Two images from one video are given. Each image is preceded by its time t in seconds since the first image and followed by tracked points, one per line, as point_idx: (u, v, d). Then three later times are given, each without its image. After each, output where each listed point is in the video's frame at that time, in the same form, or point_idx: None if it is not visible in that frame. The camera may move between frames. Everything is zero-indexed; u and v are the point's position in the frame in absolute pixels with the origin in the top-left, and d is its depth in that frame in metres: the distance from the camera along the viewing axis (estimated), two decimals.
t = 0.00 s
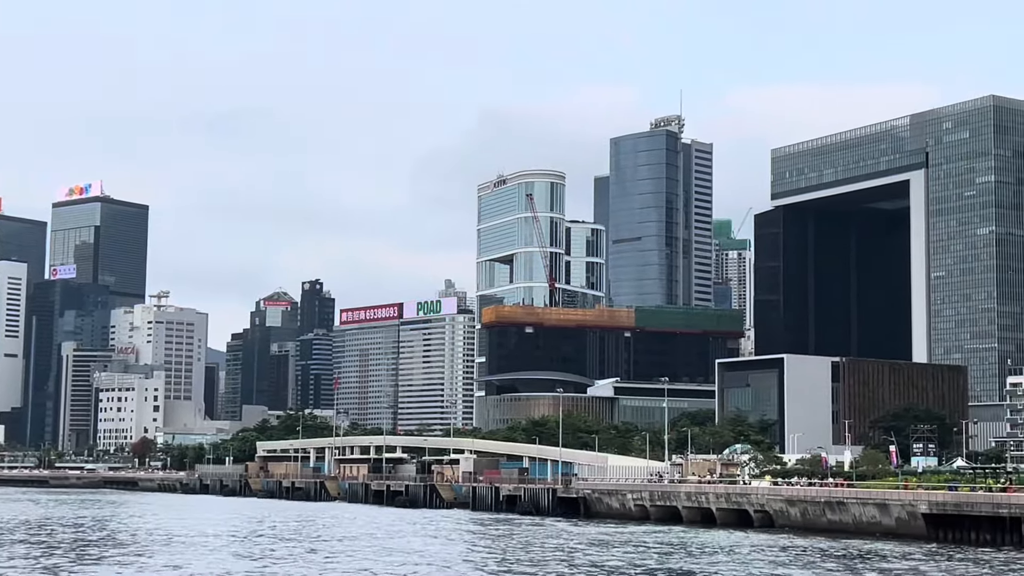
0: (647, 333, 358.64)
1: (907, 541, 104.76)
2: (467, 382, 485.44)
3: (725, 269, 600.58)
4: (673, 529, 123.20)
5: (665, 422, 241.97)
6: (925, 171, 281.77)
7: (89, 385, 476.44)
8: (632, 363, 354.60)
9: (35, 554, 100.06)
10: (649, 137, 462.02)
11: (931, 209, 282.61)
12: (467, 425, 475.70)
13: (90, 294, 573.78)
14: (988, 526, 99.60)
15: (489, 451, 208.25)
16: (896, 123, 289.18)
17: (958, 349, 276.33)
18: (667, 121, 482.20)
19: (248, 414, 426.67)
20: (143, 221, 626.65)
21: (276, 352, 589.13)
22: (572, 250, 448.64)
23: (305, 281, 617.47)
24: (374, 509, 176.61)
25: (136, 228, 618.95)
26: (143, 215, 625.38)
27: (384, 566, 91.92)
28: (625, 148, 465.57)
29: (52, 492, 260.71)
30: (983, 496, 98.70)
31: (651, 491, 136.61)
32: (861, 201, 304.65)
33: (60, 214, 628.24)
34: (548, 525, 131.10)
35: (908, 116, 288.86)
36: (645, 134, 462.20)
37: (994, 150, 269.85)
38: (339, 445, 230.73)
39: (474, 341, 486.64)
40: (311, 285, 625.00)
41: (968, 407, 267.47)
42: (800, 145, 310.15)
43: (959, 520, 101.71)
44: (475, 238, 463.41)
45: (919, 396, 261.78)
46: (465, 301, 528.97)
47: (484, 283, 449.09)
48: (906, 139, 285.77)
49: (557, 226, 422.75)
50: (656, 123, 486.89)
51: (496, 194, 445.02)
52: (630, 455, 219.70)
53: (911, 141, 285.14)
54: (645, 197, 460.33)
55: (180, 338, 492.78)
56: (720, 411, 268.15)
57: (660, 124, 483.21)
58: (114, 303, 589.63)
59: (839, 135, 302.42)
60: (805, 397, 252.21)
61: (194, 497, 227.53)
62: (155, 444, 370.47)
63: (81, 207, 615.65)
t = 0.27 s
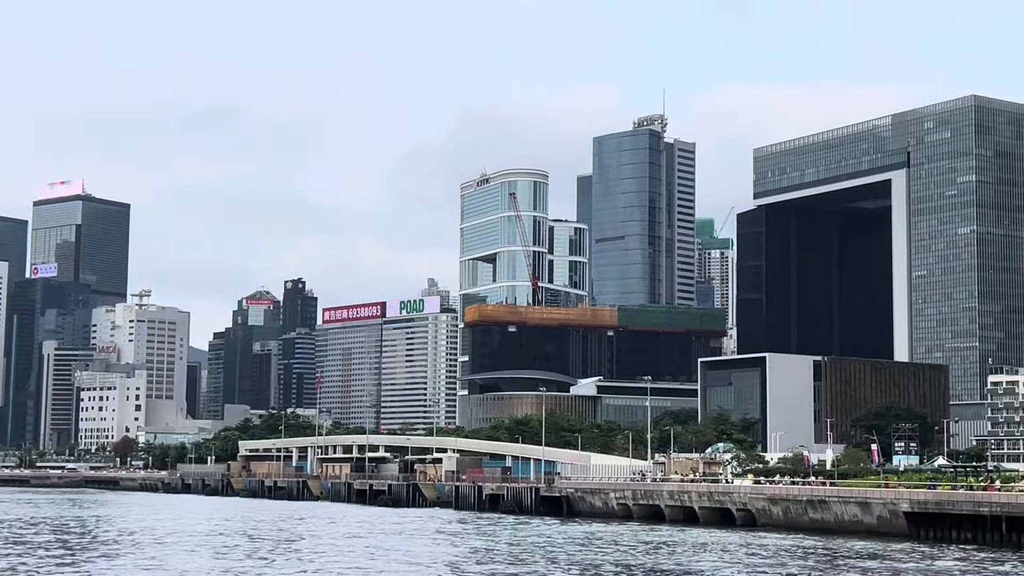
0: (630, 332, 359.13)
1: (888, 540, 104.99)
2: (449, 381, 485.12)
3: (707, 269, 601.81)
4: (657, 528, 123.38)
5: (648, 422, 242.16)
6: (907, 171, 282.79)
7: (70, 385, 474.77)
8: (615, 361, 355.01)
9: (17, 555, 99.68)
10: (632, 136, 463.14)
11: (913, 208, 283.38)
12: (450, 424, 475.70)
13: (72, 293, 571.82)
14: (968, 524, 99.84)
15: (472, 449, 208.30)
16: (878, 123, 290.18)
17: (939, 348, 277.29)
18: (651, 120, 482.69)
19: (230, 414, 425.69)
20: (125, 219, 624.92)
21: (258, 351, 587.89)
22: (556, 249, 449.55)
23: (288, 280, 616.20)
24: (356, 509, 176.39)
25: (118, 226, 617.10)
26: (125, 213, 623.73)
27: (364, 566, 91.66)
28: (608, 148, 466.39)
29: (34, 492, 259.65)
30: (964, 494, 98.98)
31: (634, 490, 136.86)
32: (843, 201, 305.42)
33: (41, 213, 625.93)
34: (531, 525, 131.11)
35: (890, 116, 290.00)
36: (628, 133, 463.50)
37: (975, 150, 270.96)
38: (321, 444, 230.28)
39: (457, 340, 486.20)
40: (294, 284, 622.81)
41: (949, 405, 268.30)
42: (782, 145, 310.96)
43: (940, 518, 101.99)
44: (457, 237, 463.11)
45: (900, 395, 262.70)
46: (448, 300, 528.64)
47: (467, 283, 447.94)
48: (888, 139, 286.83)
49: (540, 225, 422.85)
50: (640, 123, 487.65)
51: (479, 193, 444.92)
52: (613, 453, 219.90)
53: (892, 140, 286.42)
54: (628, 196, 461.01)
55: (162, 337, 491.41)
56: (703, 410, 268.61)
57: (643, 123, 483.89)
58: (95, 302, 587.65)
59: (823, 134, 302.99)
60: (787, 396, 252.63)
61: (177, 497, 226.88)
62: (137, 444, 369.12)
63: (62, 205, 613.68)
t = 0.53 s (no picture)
0: (611, 332, 359.52)
1: (868, 539, 105.38)
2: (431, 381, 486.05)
3: (688, 269, 602.66)
4: (637, 527, 123.54)
5: (629, 421, 242.30)
6: (886, 171, 284.04)
7: (49, 384, 472.92)
8: (596, 361, 355.31)
9: None
10: (613, 136, 463.74)
11: (893, 208, 284.51)
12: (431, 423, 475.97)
13: (51, 292, 570.86)
14: (948, 523, 100.29)
15: (453, 448, 208.33)
16: (858, 123, 291.32)
17: (919, 347, 278.25)
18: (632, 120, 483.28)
19: (210, 413, 424.76)
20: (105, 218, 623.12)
21: (239, 350, 586.29)
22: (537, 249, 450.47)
23: (268, 278, 614.99)
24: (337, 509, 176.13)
25: (98, 225, 614.99)
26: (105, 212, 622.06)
27: (345, 565, 91.70)
28: (589, 147, 467.08)
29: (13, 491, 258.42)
30: (942, 493, 99.47)
31: (615, 489, 137.08)
32: (823, 200, 306.34)
33: (20, 212, 623.73)
34: (512, 525, 131.11)
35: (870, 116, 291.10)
36: (610, 132, 464.17)
37: (954, 150, 272.16)
38: (302, 444, 229.86)
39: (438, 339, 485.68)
40: (274, 283, 619.78)
41: (928, 405, 269.44)
42: (763, 144, 311.82)
43: (919, 517, 102.44)
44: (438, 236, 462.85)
45: (880, 394, 263.59)
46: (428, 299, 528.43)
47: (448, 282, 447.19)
48: (868, 138, 287.92)
49: (522, 225, 423.11)
50: (621, 123, 488.82)
51: (460, 192, 444.69)
52: (594, 452, 220.12)
53: (872, 141, 287.69)
54: (610, 196, 462.14)
55: (142, 336, 490.01)
56: (683, 409, 269.17)
57: (624, 123, 484.00)
58: (75, 301, 585.92)
59: (804, 134, 303.58)
60: (767, 395, 253.07)
61: (157, 496, 226.15)
62: (116, 443, 367.74)
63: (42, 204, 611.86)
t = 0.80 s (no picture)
0: (590, 331, 359.86)
1: (845, 538, 105.74)
2: (409, 381, 486.31)
3: (667, 268, 603.87)
4: (615, 527, 123.72)
5: (608, 420, 242.70)
6: (864, 171, 285.25)
7: (26, 384, 470.90)
8: (575, 360, 355.62)
9: None
10: (592, 135, 463.16)
11: (870, 209, 285.74)
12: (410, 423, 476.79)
13: (27, 292, 572.08)
14: (925, 521, 100.76)
15: (432, 448, 208.38)
16: (836, 123, 292.35)
17: (896, 347, 279.39)
18: (610, 120, 483.91)
19: (188, 413, 423.59)
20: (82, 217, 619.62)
21: (217, 350, 583.51)
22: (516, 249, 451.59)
23: (247, 278, 613.27)
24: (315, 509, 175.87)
25: (75, 224, 611.46)
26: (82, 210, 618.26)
27: (324, 565, 91.74)
28: (568, 147, 466.60)
29: None
30: (920, 492, 99.89)
31: (593, 488, 137.33)
32: (801, 200, 307.36)
33: None
34: (490, 524, 131.21)
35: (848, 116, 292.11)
36: (589, 132, 463.55)
37: (931, 150, 273.29)
38: (281, 444, 229.29)
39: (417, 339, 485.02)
40: (252, 282, 620.08)
41: (905, 404, 270.64)
42: (741, 144, 312.54)
43: (897, 516, 102.90)
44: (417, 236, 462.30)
45: (857, 393, 264.62)
46: (407, 299, 527.95)
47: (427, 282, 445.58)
48: (846, 139, 289.00)
49: (501, 224, 423.27)
50: (599, 123, 488.89)
51: (438, 191, 444.11)
52: (573, 452, 220.45)
53: (849, 141, 288.88)
54: (589, 196, 462.06)
55: (119, 335, 488.44)
56: (662, 408, 269.78)
57: (603, 123, 484.34)
58: (51, 300, 584.76)
59: (782, 134, 304.27)
60: (745, 394, 254.06)
61: (134, 496, 225.26)
62: (93, 443, 366.32)
63: (18, 202, 607.69)
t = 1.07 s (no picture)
0: (566, 332, 360.27)
1: (820, 538, 106.32)
2: (386, 381, 486.95)
3: (644, 269, 605.04)
4: (592, 528, 123.89)
5: (585, 421, 243.12)
6: (839, 173, 286.58)
7: None
8: (552, 361, 356.04)
9: None
10: (569, 136, 463.69)
11: (845, 211, 287.14)
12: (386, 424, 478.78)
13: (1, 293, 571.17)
14: (899, 521, 101.38)
15: (409, 449, 208.48)
16: (811, 126, 293.37)
17: (871, 348, 280.66)
18: (588, 121, 484.58)
19: (163, 413, 422.63)
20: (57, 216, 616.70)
21: (192, 351, 581.14)
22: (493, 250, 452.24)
23: (223, 278, 612.04)
24: (291, 510, 175.75)
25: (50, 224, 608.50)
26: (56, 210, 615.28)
27: (298, 566, 91.96)
28: (545, 147, 467.18)
29: None
30: (894, 491, 100.45)
31: (570, 489, 137.66)
32: (777, 202, 308.48)
33: None
34: (467, 525, 131.33)
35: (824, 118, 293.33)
36: (565, 132, 464.06)
37: (906, 152, 274.60)
38: (256, 444, 228.81)
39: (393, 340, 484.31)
40: (228, 283, 619.52)
41: (880, 405, 272.05)
42: (717, 146, 313.50)
43: (871, 516, 103.53)
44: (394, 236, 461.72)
45: (833, 394, 265.52)
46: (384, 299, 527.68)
47: (405, 283, 445.23)
48: (821, 141, 290.33)
49: (478, 225, 423.45)
50: (577, 123, 489.39)
51: (416, 192, 443.79)
52: (550, 453, 221.06)
53: (825, 143, 290.12)
54: (566, 197, 462.69)
55: (94, 335, 486.30)
56: (639, 410, 270.25)
57: (580, 124, 485.23)
58: (24, 301, 583.62)
59: (758, 135, 305.13)
60: (721, 395, 254.83)
61: (110, 498, 224.58)
62: (67, 444, 364.96)
63: None
